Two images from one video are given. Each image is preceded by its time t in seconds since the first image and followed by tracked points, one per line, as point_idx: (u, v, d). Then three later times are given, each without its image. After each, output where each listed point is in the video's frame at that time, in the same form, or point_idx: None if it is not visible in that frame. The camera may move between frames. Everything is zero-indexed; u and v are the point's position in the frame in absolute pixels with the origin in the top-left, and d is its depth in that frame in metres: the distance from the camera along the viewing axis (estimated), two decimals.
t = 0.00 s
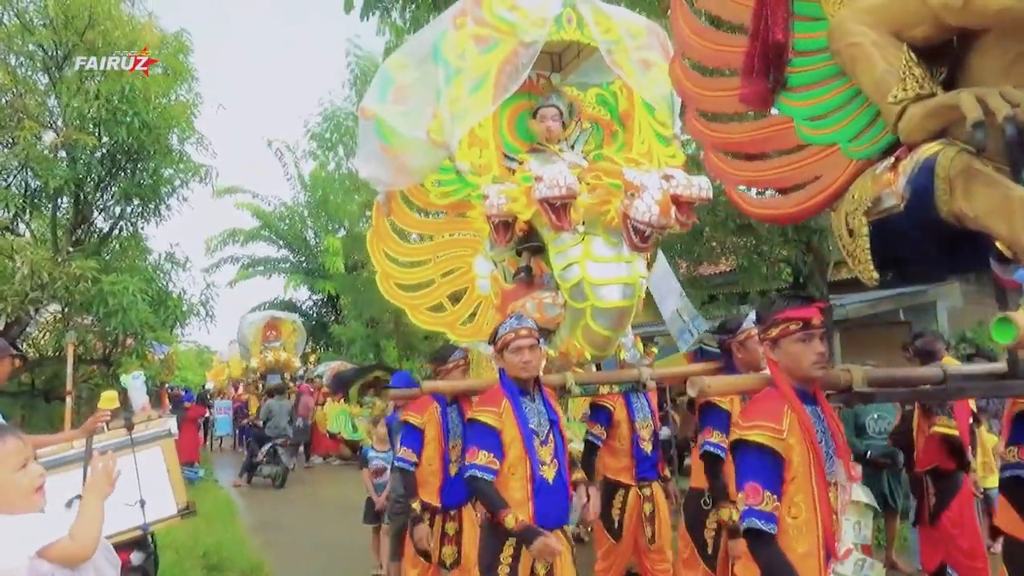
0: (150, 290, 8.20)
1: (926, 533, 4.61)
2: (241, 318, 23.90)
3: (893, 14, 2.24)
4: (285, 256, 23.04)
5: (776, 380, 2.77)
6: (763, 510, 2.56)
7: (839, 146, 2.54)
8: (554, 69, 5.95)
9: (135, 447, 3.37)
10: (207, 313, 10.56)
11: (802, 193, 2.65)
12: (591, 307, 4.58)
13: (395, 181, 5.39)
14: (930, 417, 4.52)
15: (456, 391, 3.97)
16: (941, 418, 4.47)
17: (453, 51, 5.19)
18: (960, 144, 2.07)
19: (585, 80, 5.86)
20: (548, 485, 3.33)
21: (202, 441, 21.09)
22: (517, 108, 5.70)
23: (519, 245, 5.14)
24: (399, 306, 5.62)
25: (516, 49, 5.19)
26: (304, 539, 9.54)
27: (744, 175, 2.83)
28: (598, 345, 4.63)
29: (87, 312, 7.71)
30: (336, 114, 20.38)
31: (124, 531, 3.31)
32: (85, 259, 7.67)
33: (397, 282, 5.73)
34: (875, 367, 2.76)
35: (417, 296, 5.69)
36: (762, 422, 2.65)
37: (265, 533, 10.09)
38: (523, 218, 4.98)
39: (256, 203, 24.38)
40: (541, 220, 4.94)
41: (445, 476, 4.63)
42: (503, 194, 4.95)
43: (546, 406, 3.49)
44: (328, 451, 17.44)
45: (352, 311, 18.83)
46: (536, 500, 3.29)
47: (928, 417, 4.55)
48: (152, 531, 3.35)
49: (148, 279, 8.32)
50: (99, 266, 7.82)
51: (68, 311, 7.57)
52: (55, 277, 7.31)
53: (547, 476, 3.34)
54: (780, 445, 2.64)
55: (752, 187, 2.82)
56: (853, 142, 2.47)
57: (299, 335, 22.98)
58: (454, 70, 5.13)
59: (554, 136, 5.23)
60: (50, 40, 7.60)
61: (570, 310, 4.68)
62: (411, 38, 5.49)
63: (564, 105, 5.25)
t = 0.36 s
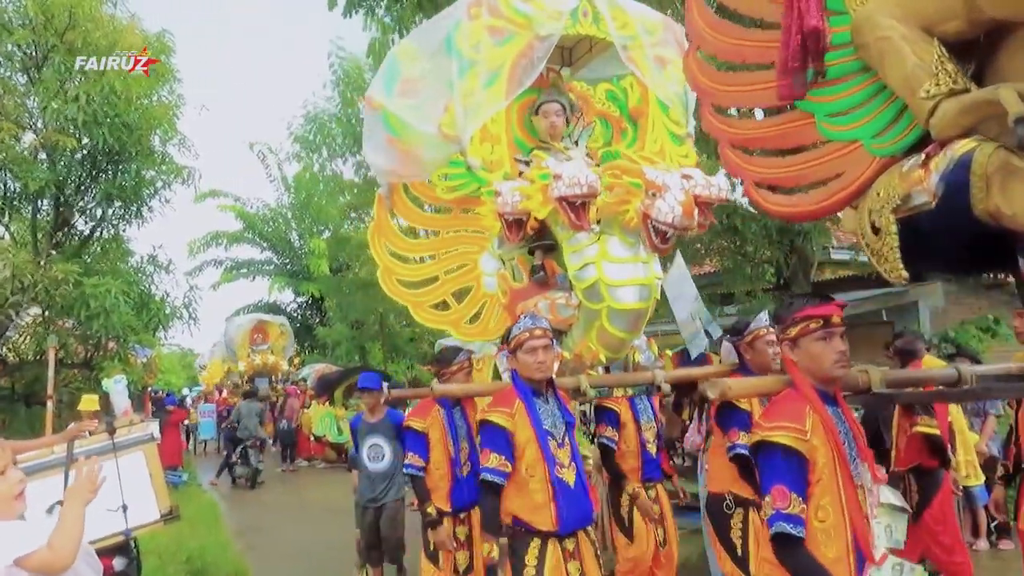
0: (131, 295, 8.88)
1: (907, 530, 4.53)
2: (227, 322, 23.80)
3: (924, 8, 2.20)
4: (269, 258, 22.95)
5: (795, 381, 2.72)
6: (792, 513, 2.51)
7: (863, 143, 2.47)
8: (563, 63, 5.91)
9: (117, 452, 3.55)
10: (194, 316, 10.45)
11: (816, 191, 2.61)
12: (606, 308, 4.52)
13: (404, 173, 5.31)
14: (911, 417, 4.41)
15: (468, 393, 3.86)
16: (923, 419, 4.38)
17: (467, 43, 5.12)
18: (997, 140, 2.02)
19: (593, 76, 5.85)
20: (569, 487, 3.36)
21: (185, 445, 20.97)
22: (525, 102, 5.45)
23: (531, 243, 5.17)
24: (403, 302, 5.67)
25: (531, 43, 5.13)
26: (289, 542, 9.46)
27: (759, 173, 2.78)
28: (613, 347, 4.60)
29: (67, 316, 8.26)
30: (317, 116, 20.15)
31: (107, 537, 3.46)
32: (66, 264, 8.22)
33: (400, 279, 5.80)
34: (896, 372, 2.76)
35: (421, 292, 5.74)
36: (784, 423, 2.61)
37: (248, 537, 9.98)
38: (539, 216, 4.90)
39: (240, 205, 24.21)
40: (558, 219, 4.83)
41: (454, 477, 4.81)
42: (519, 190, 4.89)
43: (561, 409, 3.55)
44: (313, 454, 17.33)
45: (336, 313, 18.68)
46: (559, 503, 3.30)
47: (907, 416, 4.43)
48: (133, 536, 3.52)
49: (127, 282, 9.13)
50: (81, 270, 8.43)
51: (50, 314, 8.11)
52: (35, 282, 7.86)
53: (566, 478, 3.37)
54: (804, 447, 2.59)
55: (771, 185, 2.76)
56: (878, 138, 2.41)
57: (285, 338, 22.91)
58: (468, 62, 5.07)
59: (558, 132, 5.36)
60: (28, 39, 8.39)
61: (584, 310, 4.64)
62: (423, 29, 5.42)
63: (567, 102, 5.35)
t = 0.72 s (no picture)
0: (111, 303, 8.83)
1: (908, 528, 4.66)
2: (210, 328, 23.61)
3: None
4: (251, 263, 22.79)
5: (806, 374, 2.67)
6: (790, 506, 2.46)
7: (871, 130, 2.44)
8: (554, 59, 5.94)
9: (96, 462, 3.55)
10: (176, 322, 10.35)
11: (825, 180, 2.57)
12: (602, 302, 4.48)
13: (394, 169, 5.25)
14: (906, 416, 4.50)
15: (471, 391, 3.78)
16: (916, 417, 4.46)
17: (457, 36, 5.06)
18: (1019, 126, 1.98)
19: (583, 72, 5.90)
20: (566, 485, 3.29)
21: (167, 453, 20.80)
22: (518, 97, 5.68)
23: (523, 238, 5.11)
24: (395, 303, 5.79)
25: (522, 35, 5.11)
26: (276, 548, 9.37)
27: (767, 161, 2.74)
28: (609, 342, 4.55)
29: (46, 324, 8.16)
30: (297, 121, 20.03)
31: (88, 547, 3.53)
32: (46, 271, 8.16)
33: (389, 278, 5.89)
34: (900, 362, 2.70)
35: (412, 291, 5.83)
36: (793, 413, 2.55)
37: (231, 545, 9.84)
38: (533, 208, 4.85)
39: (222, 209, 24.02)
40: (551, 214, 4.84)
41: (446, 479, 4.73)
42: (512, 185, 4.80)
43: (559, 405, 3.50)
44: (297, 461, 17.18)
45: (319, 319, 18.55)
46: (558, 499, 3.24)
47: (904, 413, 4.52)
48: (114, 545, 3.59)
49: (109, 290, 9.15)
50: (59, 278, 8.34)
51: (28, 323, 8.02)
52: (14, 290, 7.79)
53: (565, 476, 3.30)
54: (813, 439, 2.53)
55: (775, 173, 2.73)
56: (886, 127, 2.37)
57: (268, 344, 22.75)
58: (458, 56, 5.02)
59: (564, 124, 5.08)
60: (7, 44, 8.26)
61: (579, 306, 4.60)
62: (411, 23, 5.38)
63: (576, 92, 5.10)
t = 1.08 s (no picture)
0: (94, 309, 8.81)
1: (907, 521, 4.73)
2: (196, 333, 23.50)
3: None
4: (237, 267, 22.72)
5: (804, 376, 2.69)
6: (785, 510, 2.48)
7: (862, 129, 2.44)
8: (547, 56, 6.05)
9: (78, 470, 3.88)
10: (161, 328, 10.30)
11: (818, 179, 2.56)
12: (597, 301, 4.54)
13: (385, 168, 5.24)
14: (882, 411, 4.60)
15: (462, 394, 3.67)
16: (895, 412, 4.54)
17: (447, 33, 5.16)
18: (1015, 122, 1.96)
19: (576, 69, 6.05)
20: (562, 492, 3.30)
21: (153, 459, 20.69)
22: (512, 95, 5.85)
23: (515, 237, 5.10)
24: (387, 304, 5.75)
25: (514, 31, 5.24)
26: (264, 554, 9.32)
27: (759, 161, 2.74)
28: (605, 343, 4.59)
29: (28, 331, 8.11)
30: (282, 125, 19.93)
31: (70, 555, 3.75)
32: (28, 278, 8.11)
33: (381, 279, 5.83)
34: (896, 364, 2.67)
35: (405, 293, 5.87)
36: (791, 416, 2.56)
37: (219, 551, 9.78)
38: (526, 206, 4.91)
39: (207, 212, 23.87)
40: (544, 212, 4.87)
41: (437, 487, 4.73)
42: (503, 183, 4.92)
43: (554, 410, 3.50)
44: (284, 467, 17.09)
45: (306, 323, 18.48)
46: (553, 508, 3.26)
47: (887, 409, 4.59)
48: (97, 553, 3.83)
49: (91, 295, 9.13)
50: (40, 284, 8.28)
51: (9, 330, 7.96)
52: None
53: (559, 483, 3.31)
54: (809, 442, 2.54)
55: (767, 174, 2.73)
56: (878, 124, 2.37)
57: (255, 349, 22.65)
58: (451, 52, 5.11)
59: (564, 122, 5.12)
60: None
61: (575, 306, 4.64)
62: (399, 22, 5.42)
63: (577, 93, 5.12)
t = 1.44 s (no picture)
0: (80, 315, 8.75)
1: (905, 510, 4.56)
2: (182, 340, 23.35)
3: None
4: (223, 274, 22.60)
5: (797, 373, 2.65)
6: (771, 517, 2.43)
7: (857, 110, 2.42)
8: (540, 50, 6.31)
9: (64, 478, 3.99)
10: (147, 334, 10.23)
11: (811, 163, 2.54)
12: (591, 298, 4.54)
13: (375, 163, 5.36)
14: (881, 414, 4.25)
15: (451, 394, 3.68)
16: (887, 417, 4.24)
17: (437, 22, 5.18)
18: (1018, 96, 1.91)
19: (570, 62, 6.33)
20: (556, 494, 3.35)
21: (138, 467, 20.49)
22: (502, 91, 5.86)
23: (506, 233, 5.12)
24: (376, 304, 5.79)
25: (505, 21, 5.24)
26: (252, 561, 9.24)
27: (746, 145, 2.70)
28: (598, 342, 4.61)
29: (12, 338, 8.02)
30: (268, 130, 19.89)
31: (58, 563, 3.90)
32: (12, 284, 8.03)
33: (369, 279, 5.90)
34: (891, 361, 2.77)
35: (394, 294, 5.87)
36: (784, 415, 2.52)
37: (205, 559, 9.67)
38: (516, 199, 4.95)
39: (195, 217, 23.72)
40: (535, 205, 4.89)
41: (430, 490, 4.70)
42: (493, 176, 4.94)
43: (545, 407, 3.56)
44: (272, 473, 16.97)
45: (293, 328, 18.40)
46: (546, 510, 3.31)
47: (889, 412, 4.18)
48: (82, 561, 3.97)
49: (77, 301, 9.06)
50: (24, 290, 8.21)
51: None
52: None
53: (555, 484, 3.35)
54: (802, 443, 2.51)
55: (757, 156, 2.68)
56: (873, 106, 2.37)
57: (241, 355, 22.52)
58: (439, 42, 5.11)
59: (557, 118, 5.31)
60: None
61: (567, 303, 4.64)
62: (389, 15, 5.49)
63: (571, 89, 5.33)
